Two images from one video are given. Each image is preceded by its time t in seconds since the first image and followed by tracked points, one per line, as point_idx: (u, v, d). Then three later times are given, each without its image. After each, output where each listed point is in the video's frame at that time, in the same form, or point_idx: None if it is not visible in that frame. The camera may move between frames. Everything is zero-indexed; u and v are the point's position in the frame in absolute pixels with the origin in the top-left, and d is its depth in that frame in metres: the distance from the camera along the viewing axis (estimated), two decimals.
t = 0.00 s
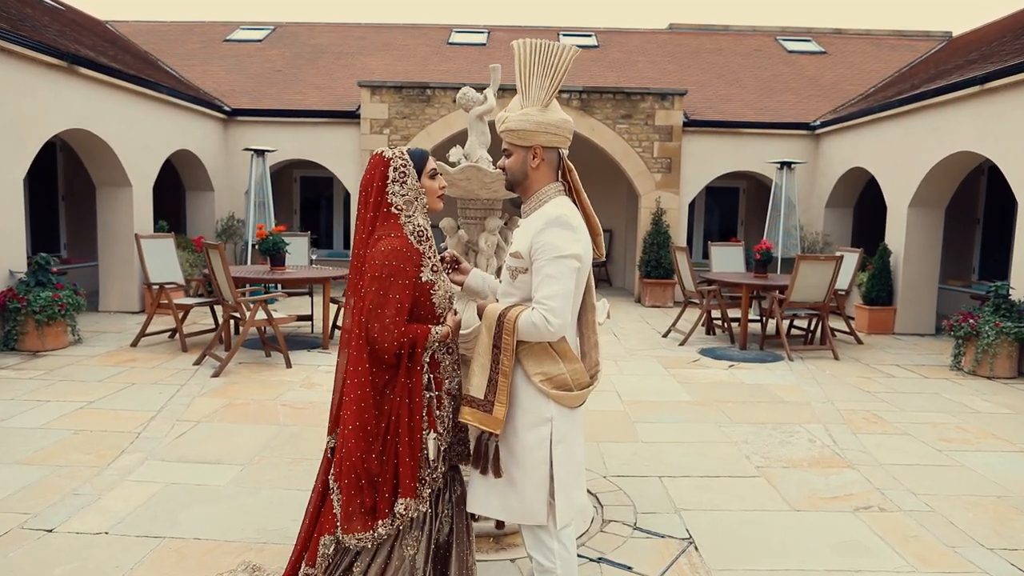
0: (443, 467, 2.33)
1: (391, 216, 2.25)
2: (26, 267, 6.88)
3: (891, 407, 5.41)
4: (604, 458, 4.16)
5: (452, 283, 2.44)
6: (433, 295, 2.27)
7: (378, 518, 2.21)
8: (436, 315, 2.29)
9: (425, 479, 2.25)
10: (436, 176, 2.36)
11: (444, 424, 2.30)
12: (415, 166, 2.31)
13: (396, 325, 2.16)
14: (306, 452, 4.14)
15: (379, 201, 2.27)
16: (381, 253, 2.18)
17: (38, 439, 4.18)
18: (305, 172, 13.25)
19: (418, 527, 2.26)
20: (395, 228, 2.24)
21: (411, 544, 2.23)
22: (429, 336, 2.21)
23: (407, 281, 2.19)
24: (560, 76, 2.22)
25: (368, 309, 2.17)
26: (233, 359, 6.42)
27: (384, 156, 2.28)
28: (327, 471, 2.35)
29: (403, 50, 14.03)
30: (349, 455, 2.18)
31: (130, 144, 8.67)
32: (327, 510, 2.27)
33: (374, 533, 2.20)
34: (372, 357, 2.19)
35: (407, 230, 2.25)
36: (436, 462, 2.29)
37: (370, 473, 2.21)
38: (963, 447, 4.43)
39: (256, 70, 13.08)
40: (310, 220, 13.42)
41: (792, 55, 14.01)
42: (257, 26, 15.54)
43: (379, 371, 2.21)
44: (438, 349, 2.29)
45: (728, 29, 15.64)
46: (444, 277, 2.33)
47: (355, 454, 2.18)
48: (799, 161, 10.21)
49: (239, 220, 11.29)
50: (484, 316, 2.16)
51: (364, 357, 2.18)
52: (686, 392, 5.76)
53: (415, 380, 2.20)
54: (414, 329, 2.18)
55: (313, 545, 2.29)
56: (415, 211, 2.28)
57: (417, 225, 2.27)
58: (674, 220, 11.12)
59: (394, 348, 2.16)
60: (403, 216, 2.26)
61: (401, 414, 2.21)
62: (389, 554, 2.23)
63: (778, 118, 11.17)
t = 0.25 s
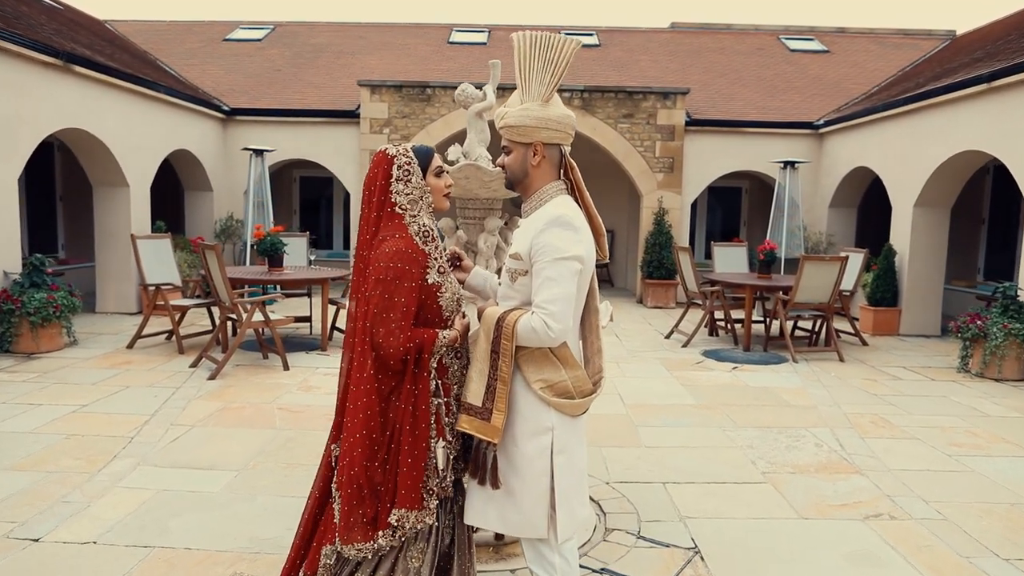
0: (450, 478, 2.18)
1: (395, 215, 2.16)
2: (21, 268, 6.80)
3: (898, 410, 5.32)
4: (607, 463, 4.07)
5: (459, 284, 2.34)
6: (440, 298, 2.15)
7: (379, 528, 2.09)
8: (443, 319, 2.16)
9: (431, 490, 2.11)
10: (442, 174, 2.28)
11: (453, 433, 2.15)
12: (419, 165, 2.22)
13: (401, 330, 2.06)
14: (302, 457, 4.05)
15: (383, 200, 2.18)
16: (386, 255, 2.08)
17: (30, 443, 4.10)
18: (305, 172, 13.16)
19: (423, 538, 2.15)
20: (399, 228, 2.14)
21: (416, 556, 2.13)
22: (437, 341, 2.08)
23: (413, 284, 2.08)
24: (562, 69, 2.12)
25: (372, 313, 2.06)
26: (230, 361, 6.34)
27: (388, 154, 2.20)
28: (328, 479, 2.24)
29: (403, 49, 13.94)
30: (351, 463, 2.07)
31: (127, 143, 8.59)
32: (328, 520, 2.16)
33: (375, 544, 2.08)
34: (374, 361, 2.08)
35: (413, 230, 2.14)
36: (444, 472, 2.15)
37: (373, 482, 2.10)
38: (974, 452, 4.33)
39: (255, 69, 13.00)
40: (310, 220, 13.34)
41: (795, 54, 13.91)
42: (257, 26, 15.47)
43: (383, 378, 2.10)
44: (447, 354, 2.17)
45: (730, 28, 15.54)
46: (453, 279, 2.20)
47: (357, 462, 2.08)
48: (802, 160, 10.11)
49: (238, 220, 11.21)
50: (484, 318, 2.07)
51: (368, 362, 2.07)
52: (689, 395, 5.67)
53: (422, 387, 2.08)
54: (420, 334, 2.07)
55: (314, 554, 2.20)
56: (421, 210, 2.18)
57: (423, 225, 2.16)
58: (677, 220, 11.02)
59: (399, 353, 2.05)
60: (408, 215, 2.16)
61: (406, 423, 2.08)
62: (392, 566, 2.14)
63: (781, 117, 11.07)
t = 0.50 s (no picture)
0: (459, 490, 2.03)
1: (396, 217, 2.04)
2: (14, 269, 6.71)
3: (904, 414, 5.22)
4: (608, 470, 3.97)
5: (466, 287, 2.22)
6: (443, 302, 2.04)
7: (382, 543, 1.96)
8: (447, 324, 2.06)
9: (436, 503, 1.98)
10: (446, 173, 2.16)
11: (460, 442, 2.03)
12: (423, 165, 2.10)
13: (402, 336, 1.94)
14: (297, 463, 3.96)
15: (384, 201, 2.06)
16: (385, 258, 1.96)
17: (18, 449, 4.01)
18: (303, 172, 13.07)
19: (429, 551, 2.05)
20: (401, 230, 2.02)
21: (422, 571, 2.03)
22: (439, 348, 1.97)
23: (415, 288, 1.96)
24: (563, 63, 2.03)
25: (371, 318, 1.94)
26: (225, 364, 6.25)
27: (389, 153, 2.08)
28: (328, 489, 2.15)
29: (402, 48, 13.85)
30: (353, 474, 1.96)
31: (122, 143, 8.50)
32: (329, 535, 2.04)
33: (379, 560, 1.96)
34: (374, 369, 1.96)
35: (414, 231, 2.02)
36: (451, 484, 2.01)
37: (376, 495, 1.98)
38: (983, 457, 4.24)
39: (254, 69, 12.92)
40: (309, 220, 13.25)
41: (796, 54, 13.81)
42: (255, 25, 15.38)
43: (384, 387, 1.98)
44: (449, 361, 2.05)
45: (731, 27, 15.46)
46: (457, 282, 2.09)
47: (360, 475, 1.96)
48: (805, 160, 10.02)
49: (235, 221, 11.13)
50: (483, 323, 1.97)
51: (369, 370, 1.96)
52: (692, 399, 5.58)
53: (424, 395, 1.96)
54: (422, 340, 1.95)
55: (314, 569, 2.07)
56: (423, 210, 2.06)
57: (425, 226, 2.04)
58: (678, 220, 10.93)
59: (400, 361, 1.93)
60: (410, 216, 2.03)
61: (408, 433, 1.96)
62: None
63: (783, 117, 10.99)
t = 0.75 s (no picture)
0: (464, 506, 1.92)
1: (394, 219, 1.93)
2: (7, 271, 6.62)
3: (910, 418, 5.13)
4: (609, 477, 3.89)
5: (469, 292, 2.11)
6: (445, 309, 1.94)
7: (386, 562, 1.85)
8: (448, 332, 1.96)
9: (440, 519, 1.87)
10: (449, 173, 2.04)
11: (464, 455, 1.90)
12: (425, 166, 2.00)
13: (401, 345, 1.83)
14: (291, 470, 3.87)
15: (383, 203, 1.96)
16: (383, 261, 1.85)
17: (6, 456, 3.92)
18: (301, 172, 12.98)
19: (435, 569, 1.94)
20: (400, 233, 1.91)
21: None
22: (440, 357, 1.87)
23: (413, 293, 1.85)
24: (565, 58, 1.93)
25: (368, 325, 1.84)
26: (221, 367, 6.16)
27: (388, 152, 1.98)
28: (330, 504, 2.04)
29: (401, 49, 13.77)
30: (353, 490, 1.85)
31: (118, 143, 8.41)
32: (332, 553, 1.94)
33: None
34: (372, 379, 1.85)
35: (413, 234, 1.92)
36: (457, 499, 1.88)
37: (377, 511, 1.87)
38: (992, 464, 4.15)
39: (251, 69, 12.83)
40: (307, 222, 13.16)
41: (798, 54, 13.72)
42: (253, 25, 15.30)
43: (382, 397, 1.87)
44: (450, 371, 1.93)
45: (732, 27, 15.37)
46: (458, 288, 1.98)
47: (360, 490, 1.86)
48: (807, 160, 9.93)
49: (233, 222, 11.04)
50: (481, 330, 1.88)
51: (366, 380, 1.85)
52: (694, 403, 5.50)
53: (424, 407, 1.86)
54: (422, 349, 1.84)
55: None
56: (424, 213, 1.95)
57: (426, 229, 1.94)
58: (679, 221, 10.84)
59: (397, 370, 1.82)
60: (410, 219, 1.93)
61: (409, 446, 1.86)
62: None
63: (784, 118, 10.90)
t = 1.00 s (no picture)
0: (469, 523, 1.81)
1: (392, 222, 1.85)
2: None
3: (917, 424, 5.04)
4: (610, 484, 3.80)
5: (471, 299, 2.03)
6: (445, 316, 1.85)
7: None
8: (449, 341, 1.87)
9: (444, 538, 1.76)
10: (449, 174, 1.95)
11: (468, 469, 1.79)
12: (425, 167, 1.91)
13: (398, 354, 1.74)
14: (285, 478, 3.77)
15: (381, 204, 1.87)
16: (379, 266, 1.77)
17: None
18: (300, 173, 12.90)
19: None
20: (397, 237, 1.83)
21: None
22: (440, 366, 1.77)
23: (411, 299, 1.76)
24: (567, 53, 1.85)
25: (364, 333, 1.74)
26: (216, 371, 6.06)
27: (386, 151, 1.89)
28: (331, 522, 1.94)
29: (400, 49, 13.69)
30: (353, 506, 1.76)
31: (114, 144, 8.33)
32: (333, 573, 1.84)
33: None
34: (369, 390, 1.76)
35: (412, 237, 1.83)
36: (460, 517, 1.77)
37: (378, 529, 1.77)
38: (1002, 471, 4.07)
39: (250, 69, 12.75)
40: (306, 223, 13.07)
41: (799, 54, 13.64)
42: (252, 25, 15.22)
43: (380, 409, 1.78)
44: (451, 381, 1.84)
45: (733, 28, 15.29)
46: (460, 294, 1.89)
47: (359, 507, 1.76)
48: (810, 161, 9.84)
49: (230, 223, 10.95)
50: (480, 338, 1.79)
51: (363, 391, 1.76)
52: (696, 408, 5.41)
53: (423, 418, 1.76)
54: (420, 358, 1.75)
55: None
56: (423, 215, 1.86)
57: (425, 232, 1.85)
58: (680, 223, 10.75)
59: (394, 381, 1.73)
60: (408, 222, 1.85)
61: (408, 460, 1.76)
62: None
63: (786, 118, 10.82)
